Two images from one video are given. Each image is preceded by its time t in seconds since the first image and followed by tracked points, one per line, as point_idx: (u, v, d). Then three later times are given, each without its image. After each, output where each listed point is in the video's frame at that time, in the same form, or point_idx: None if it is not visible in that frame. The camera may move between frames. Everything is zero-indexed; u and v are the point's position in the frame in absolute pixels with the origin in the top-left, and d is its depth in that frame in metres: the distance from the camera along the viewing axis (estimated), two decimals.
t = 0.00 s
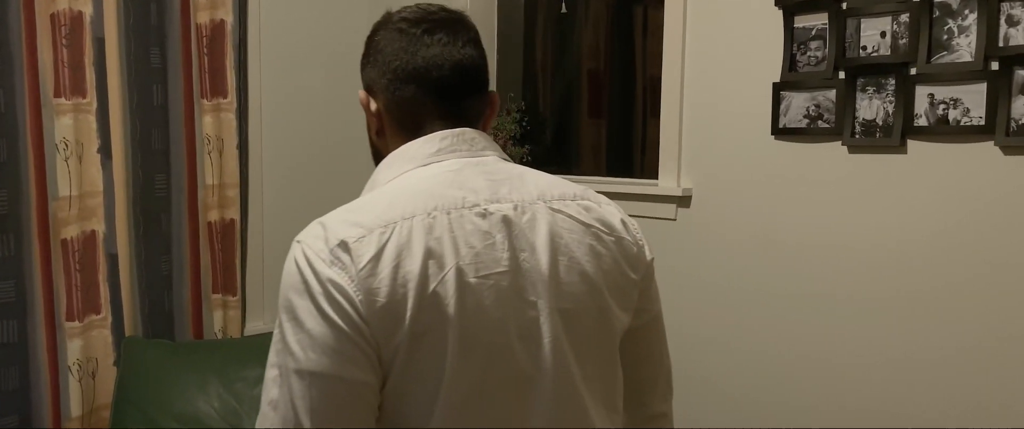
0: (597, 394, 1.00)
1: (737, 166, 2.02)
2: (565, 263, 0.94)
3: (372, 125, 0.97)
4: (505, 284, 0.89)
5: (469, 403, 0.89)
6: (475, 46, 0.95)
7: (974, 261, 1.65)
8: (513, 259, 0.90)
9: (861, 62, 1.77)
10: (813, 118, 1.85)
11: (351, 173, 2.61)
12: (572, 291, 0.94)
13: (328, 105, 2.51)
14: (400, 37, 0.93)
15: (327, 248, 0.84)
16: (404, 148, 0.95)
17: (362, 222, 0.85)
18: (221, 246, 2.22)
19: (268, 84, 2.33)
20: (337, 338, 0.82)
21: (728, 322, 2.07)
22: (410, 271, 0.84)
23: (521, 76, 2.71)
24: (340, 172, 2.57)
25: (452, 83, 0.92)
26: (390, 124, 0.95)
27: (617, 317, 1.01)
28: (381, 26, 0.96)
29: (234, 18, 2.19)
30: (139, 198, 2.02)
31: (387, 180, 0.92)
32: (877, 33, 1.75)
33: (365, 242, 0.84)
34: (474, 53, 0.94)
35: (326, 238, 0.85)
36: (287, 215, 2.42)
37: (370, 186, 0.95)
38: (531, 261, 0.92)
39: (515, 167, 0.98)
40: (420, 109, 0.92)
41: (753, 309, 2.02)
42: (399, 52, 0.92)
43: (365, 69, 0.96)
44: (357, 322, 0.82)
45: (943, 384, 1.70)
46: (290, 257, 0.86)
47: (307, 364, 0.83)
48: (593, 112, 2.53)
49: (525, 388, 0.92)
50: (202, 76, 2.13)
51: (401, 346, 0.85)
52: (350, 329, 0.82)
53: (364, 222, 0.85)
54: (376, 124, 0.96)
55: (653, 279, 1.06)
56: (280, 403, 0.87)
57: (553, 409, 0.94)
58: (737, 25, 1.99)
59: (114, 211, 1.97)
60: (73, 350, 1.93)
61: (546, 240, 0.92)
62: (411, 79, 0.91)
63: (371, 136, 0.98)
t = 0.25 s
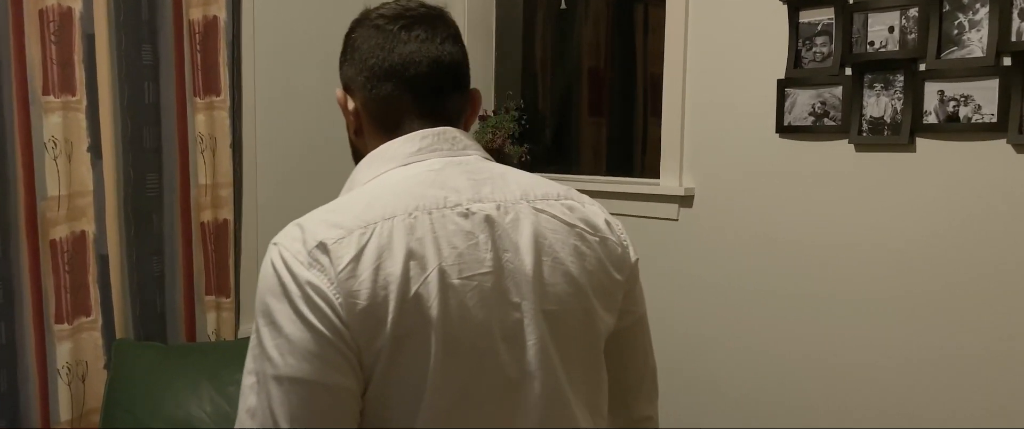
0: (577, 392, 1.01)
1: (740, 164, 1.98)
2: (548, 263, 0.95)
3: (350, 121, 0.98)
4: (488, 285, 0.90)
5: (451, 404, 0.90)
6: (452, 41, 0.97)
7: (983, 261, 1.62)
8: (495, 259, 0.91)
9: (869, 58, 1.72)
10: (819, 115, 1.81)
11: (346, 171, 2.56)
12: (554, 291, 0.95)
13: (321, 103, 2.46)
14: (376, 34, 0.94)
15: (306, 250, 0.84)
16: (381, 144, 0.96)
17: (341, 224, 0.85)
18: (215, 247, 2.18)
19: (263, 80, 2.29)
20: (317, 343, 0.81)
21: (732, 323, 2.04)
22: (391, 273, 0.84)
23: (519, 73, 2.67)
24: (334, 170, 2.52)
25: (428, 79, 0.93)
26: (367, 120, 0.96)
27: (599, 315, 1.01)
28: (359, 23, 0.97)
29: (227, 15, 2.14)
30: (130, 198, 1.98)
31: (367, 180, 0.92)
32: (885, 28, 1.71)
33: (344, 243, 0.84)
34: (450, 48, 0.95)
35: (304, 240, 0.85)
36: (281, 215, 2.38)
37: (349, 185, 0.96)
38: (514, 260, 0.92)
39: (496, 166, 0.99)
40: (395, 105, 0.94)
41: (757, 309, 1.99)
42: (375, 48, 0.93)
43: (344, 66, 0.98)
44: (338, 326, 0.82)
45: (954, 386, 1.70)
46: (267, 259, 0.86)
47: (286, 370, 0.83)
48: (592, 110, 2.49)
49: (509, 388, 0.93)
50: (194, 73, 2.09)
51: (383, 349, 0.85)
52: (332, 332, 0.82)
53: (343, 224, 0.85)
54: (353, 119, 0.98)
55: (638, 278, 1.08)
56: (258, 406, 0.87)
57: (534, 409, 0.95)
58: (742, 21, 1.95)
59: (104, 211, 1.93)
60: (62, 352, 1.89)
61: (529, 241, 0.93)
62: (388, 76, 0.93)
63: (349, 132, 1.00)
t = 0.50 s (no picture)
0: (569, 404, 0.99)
1: (746, 164, 1.94)
2: (542, 273, 0.92)
3: (336, 128, 0.96)
4: (482, 297, 0.88)
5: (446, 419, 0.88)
6: (440, 47, 0.94)
7: (995, 264, 1.60)
8: (490, 270, 0.88)
9: (879, 56, 1.69)
10: (827, 115, 1.77)
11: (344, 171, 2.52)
12: (548, 302, 0.93)
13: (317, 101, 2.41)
14: (362, 39, 0.92)
15: (296, 262, 0.81)
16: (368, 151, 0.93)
17: (332, 234, 0.83)
18: (210, 249, 2.16)
19: (259, 79, 2.25)
20: (312, 356, 0.80)
21: (737, 324, 2.01)
22: (384, 285, 0.82)
23: (519, 71, 2.62)
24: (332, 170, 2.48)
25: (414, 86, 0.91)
26: (353, 127, 0.94)
27: (593, 324, 0.99)
28: (346, 28, 0.95)
29: (222, 12, 2.10)
30: (122, 200, 1.95)
31: (356, 189, 0.90)
32: (895, 25, 1.67)
33: (336, 255, 0.82)
34: (438, 54, 0.93)
35: (295, 252, 0.82)
36: (277, 216, 2.34)
37: (336, 194, 0.94)
38: (508, 270, 0.90)
39: (488, 173, 0.96)
40: (381, 112, 0.91)
41: (763, 311, 1.96)
42: (361, 55, 0.91)
43: (330, 72, 0.95)
44: (332, 339, 0.80)
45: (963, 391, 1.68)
46: (257, 270, 0.84)
47: (280, 384, 0.81)
48: (594, 109, 2.45)
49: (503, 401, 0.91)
50: (188, 71, 2.06)
51: (376, 362, 0.83)
52: (325, 346, 0.80)
53: (334, 234, 0.83)
54: (340, 127, 0.96)
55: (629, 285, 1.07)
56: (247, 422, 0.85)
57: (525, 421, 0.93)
58: (748, 19, 1.91)
59: (96, 214, 1.90)
60: (53, 357, 1.85)
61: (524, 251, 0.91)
62: (374, 83, 0.90)
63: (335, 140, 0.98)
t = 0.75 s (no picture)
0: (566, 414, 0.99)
1: (757, 164, 1.91)
2: (546, 283, 0.93)
3: (337, 137, 0.96)
4: (489, 307, 0.88)
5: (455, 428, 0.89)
6: (441, 57, 0.95)
7: (1014, 267, 1.54)
8: (496, 280, 0.89)
9: (893, 52, 1.65)
10: (840, 113, 1.73)
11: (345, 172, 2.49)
12: (552, 312, 0.94)
13: (317, 100, 2.37)
14: (364, 49, 0.92)
15: (306, 273, 0.80)
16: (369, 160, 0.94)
17: (340, 245, 0.82)
18: (208, 251, 2.11)
19: (258, 78, 2.21)
20: (325, 368, 0.78)
21: (747, 327, 1.98)
22: (395, 295, 0.82)
23: (523, 70, 2.59)
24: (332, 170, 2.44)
25: (417, 95, 0.92)
26: (354, 137, 0.94)
27: (592, 333, 1.00)
28: (345, 38, 0.96)
29: (220, 9, 2.06)
30: (118, 201, 1.91)
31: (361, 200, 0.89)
32: (911, 21, 1.63)
33: (347, 266, 0.81)
34: (439, 64, 0.94)
35: (304, 263, 0.81)
36: (276, 217, 2.30)
37: (336, 203, 0.93)
38: (514, 281, 0.91)
39: (489, 184, 0.96)
40: (383, 122, 0.91)
41: (773, 314, 1.92)
42: (363, 64, 0.92)
43: (330, 80, 0.96)
44: (344, 351, 0.79)
45: (984, 396, 1.61)
46: (264, 283, 0.83)
47: (290, 398, 0.79)
48: (599, 109, 2.40)
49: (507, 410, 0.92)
50: (186, 70, 2.01)
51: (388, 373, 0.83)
52: (338, 358, 0.79)
53: (343, 245, 0.82)
54: (341, 135, 0.96)
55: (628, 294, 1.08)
56: None
57: None
58: (759, 16, 1.87)
59: (92, 215, 1.86)
60: (47, 360, 1.82)
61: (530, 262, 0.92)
62: (376, 92, 0.91)
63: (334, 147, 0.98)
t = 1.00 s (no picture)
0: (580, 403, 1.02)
1: (772, 164, 1.86)
2: (561, 275, 0.98)
3: (350, 137, 1.01)
4: (508, 296, 0.92)
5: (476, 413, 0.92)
6: (451, 59, 1.00)
7: None
8: (513, 271, 0.93)
9: (916, 48, 1.59)
10: (859, 112, 1.69)
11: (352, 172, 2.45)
12: (566, 303, 0.98)
13: (322, 100, 2.34)
14: (377, 52, 0.97)
15: (334, 263, 0.84)
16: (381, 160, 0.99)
17: (367, 237, 0.86)
18: (212, 252, 2.07)
19: (263, 76, 2.18)
20: (357, 353, 0.82)
21: (761, 331, 1.93)
22: (421, 283, 0.86)
23: (532, 67, 2.55)
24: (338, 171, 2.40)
25: (428, 95, 0.96)
26: (367, 137, 0.99)
27: (602, 324, 1.05)
28: (358, 42, 1.00)
29: (224, 7, 2.03)
30: (120, 201, 1.88)
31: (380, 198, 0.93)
32: (934, 16, 1.58)
33: (373, 256, 0.85)
34: (449, 66, 0.98)
35: (331, 254, 0.85)
36: (281, 218, 2.27)
37: (353, 201, 0.97)
38: (531, 273, 0.95)
39: (500, 183, 1.01)
40: (395, 123, 0.96)
41: (788, 317, 1.87)
42: (377, 67, 0.96)
43: (344, 83, 1.00)
44: (374, 337, 0.82)
45: (997, 400, 1.58)
46: (290, 276, 0.85)
47: (321, 383, 0.82)
48: (609, 108, 2.36)
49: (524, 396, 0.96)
50: (190, 68, 1.98)
51: (415, 359, 0.86)
52: (367, 343, 0.82)
53: (370, 237, 0.86)
54: (354, 136, 1.01)
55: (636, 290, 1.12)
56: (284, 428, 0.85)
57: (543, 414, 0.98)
58: (775, 12, 1.83)
59: (94, 215, 1.83)
60: (47, 364, 1.79)
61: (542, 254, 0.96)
62: (390, 94, 0.96)
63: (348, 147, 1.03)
